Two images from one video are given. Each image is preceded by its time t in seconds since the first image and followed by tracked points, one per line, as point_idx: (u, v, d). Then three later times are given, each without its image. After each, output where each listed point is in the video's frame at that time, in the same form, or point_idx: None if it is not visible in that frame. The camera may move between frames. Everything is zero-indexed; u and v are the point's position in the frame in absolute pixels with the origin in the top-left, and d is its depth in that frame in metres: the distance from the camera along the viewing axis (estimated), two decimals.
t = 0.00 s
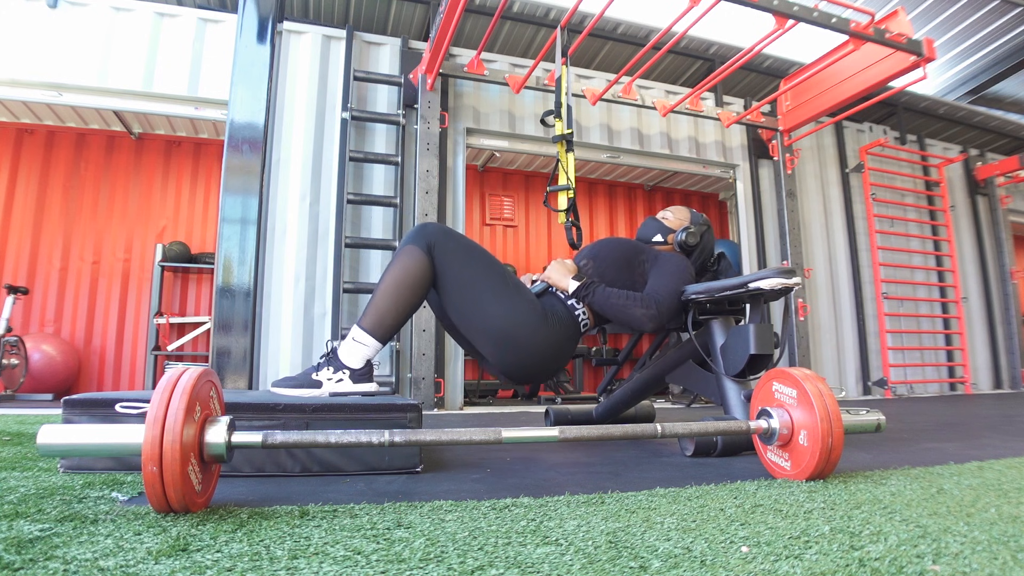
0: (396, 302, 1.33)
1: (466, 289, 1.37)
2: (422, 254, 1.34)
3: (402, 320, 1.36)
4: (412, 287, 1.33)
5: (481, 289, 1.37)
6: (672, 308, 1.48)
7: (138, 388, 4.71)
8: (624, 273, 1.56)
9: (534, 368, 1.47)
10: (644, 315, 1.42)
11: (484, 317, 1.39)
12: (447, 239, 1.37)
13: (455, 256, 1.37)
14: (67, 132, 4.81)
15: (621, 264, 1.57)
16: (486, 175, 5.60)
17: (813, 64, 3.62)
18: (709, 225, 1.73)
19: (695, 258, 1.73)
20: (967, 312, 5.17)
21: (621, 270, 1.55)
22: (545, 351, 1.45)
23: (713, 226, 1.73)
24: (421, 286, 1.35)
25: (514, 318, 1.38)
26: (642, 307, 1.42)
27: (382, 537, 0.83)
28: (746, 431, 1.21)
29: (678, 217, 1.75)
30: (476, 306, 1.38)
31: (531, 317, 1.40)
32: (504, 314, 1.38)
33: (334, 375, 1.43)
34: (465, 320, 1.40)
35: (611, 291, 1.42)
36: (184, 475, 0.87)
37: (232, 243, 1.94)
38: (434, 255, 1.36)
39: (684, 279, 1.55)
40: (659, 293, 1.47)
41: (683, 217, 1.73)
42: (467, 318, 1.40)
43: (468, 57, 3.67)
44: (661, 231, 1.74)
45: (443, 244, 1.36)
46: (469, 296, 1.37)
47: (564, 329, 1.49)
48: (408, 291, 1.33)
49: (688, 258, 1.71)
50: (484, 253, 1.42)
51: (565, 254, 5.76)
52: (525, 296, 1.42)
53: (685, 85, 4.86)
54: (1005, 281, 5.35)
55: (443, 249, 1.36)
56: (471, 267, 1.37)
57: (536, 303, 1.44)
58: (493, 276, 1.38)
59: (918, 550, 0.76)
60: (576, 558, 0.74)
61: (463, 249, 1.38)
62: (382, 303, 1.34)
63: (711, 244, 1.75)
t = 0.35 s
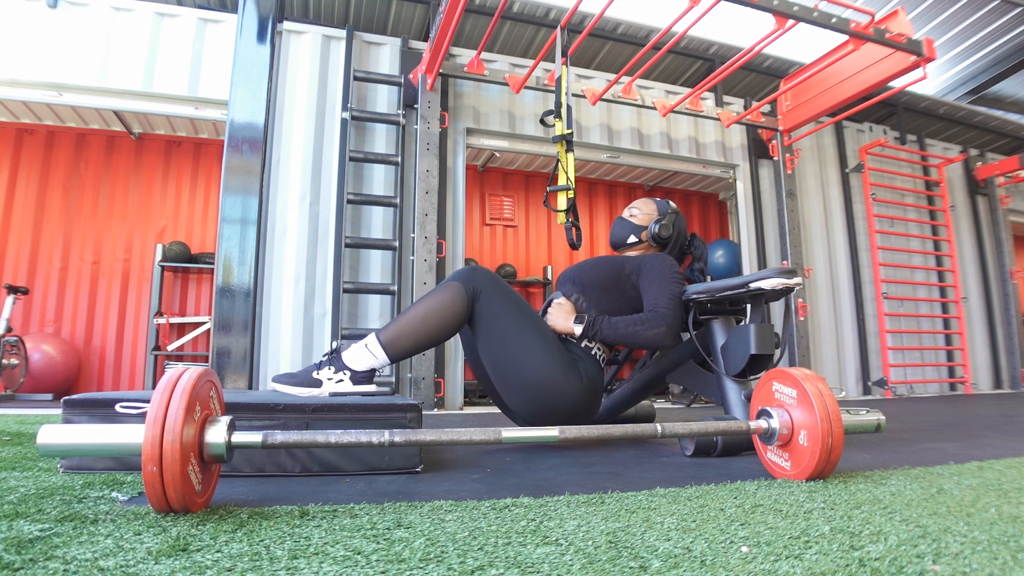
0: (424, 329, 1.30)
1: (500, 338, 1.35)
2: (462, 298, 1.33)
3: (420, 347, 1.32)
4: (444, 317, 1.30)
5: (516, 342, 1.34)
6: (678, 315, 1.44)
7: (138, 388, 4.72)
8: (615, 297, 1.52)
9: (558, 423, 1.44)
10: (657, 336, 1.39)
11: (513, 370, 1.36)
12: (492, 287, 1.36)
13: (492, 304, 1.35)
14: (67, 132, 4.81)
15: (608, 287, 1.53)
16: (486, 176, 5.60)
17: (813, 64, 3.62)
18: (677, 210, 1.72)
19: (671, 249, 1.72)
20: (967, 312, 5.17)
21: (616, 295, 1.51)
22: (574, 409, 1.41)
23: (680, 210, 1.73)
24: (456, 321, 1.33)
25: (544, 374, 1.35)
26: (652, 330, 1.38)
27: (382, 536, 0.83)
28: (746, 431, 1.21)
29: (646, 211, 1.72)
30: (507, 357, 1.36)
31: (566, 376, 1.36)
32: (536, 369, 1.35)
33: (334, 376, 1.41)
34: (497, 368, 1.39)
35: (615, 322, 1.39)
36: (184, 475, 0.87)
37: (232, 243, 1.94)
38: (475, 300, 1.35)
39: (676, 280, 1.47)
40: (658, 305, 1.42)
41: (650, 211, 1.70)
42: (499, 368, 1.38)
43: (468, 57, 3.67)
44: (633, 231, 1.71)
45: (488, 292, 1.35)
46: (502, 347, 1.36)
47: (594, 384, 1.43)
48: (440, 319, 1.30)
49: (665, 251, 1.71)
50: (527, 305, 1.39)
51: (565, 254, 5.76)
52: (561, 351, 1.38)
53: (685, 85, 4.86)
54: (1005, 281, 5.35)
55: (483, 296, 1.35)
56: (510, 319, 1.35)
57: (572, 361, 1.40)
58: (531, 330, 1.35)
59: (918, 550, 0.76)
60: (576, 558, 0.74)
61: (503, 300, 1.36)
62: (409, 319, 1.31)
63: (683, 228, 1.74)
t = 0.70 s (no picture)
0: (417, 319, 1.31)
1: (486, 321, 1.34)
2: (446, 282, 1.32)
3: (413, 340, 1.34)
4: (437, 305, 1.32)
5: (503, 325, 1.33)
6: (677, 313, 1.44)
7: (138, 388, 4.71)
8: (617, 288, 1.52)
9: (549, 408, 1.42)
10: (652, 329, 1.39)
11: (501, 354, 1.35)
12: (475, 269, 1.35)
13: (477, 287, 1.33)
14: (67, 132, 4.81)
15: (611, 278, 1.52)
16: (486, 176, 5.60)
17: (813, 64, 3.62)
18: (692, 218, 1.74)
19: (681, 253, 1.73)
20: (967, 312, 5.17)
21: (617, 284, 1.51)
22: (565, 392, 1.38)
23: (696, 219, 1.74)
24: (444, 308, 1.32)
25: (534, 357, 1.33)
26: (648, 322, 1.38)
27: (382, 537, 0.83)
28: (746, 431, 1.21)
29: (662, 212, 1.71)
30: (495, 341, 1.34)
31: (555, 358, 1.34)
32: (523, 350, 1.33)
33: (332, 376, 1.41)
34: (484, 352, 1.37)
35: (614, 311, 1.38)
36: (184, 475, 0.87)
37: (232, 243, 1.94)
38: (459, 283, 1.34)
39: (680, 279, 1.48)
40: (659, 300, 1.42)
41: (667, 213, 1.70)
42: (487, 352, 1.37)
43: (468, 56, 3.67)
44: (646, 229, 1.70)
45: (471, 275, 1.34)
46: (490, 331, 1.34)
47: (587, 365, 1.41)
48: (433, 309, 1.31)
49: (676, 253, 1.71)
50: (512, 288, 1.38)
51: (565, 254, 5.76)
52: (550, 333, 1.36)
53: (685, 85, 4.86)
54: (1005, 281, 5.35)
55: (468, 279, 1.34)
56: (495, 301, 1.33)
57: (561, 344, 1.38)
58: (515, 314, 1.34)
59: (918, 550, 0.76)
60: (576, 558, 0.74)
61: (489, 282, 1.34)
62: (402, 307, 1.31)
63: (695, 236, 1.76)
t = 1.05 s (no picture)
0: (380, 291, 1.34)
1: (451, 240, 1.41)
2: (390, 226, 1.36)
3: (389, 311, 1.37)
4: (393, 270, 1.34)
5: (466, 231, 1.42)
6: (671, 298, 1.54)
7: (138, 388, 4.71)
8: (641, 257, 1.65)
9: (538, 291, 1.52)
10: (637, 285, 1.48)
11: (480, 259, 1.42)
12: (411, 213, 1.39)
13: (424, 213, 1.40)
14: (67, 132, 4.81)
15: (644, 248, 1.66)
16: (486, 176, 5.60)
17: (813, 64, 3.62)
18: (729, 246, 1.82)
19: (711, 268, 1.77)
20: (967, 312, 5.17)
21: (643, 250, 1.64)
22: (543, 268, 1.50)
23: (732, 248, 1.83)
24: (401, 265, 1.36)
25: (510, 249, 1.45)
26: (638, 279, 1.49)
27: (382, 537, 0.83)
28: (746, 431, 1.21)
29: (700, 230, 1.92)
30: (470, 253, 1.42)
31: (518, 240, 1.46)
32: (492, 246, 1.43)
33: (332, 375, 1.43)
34: (461, 267, 1.43)
35: (619, 257, 1.52)
36: (184, 474, 0.87)
37: (232, 243, 1.94)
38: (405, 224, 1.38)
39: (696, 277, 1.59)
40: (664, 277, 1.53)
41: (704, 230, 1.91)
42: (461, 265, 1.43)
43: (468, 56, 3.67)
44: (682, 235, 1.89)
45: (411, 212, 1.39)
46: (458, 244, 1.41)
47: (554, 247, 1.54)
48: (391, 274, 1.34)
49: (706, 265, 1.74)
50: (453, 204, 1.46)
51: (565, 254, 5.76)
52: (505, 224, 1.47)
53: (685, 85, 4.86)
54: (1005, 281, 5.35)
55: (411, 212, 1.39)
56: (445, 216, 1.41)
57: (523, 234, 1.49)
58: (469, 219, 1.43)
59: (917, 550, 0.76)
60: (576, 558, 0.74)
61: (430, 206, 1.42)
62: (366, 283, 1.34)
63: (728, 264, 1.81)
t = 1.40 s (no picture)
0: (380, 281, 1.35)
1: (450, 246, 1.41)
2: (392, 229, 1.37)
3: (388, 306, 1.37)
4: (394, 262, 1.35)
5: (465, 242, 1.42)
6: (672, 301, 1.54)
7: (138, 388, 4.72)
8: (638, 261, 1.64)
9: (532, 308, 1.51)
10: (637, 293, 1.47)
11: (470, 272, 1.42)
12: (414, 212, 1.40)
13: (425, 217, 1.40)
14: (67, 132, 4.81)
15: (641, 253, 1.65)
16: (486, 176, 5.60)
17: (813, 64, 3.62)
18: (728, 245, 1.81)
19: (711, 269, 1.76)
20: (967, 312, 5.17)
21: (640, 254, 1.64)
22: (540, 287, 1.49)
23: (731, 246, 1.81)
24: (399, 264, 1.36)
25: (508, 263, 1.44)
26: (638, 286, 1.47)
27: (382, 537, 0.83)
28: (746, 431, 1.21)
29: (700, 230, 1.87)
30: (468, 261, 1.42)
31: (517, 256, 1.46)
32: (489, 259, 1.43)
33: (328, 374, 1.43)
34: (454, 276, 1.44)
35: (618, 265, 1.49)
36: (184, 474, 0.87)
37: (232, 243, 1.94)
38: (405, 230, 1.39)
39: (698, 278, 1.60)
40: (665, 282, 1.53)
41: (703, 230, 1.87)
42: (456, 274, 1.43)
43: (468, 57, 3.67)
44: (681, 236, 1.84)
45: (412, 216, 1.40)
46: (455, 253, 1.41)
47: (553, 263, 1.53)
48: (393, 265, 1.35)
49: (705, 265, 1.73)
50: (460, 209, 1.47)
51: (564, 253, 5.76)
52: (506, 237, 1.47)
53: (685, 85, 4.86)
54: (1005, 281, 5.35)
55: (413, 215, 1.40)
56: (447, 223, 1.42)
57: (526, 251, 1.49)
58: (472, 229, 1.44)
59: (918, 550, 0.76)
60: (576, 558, 0.74)
61: (433, 210, 1.42)
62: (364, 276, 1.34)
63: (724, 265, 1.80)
